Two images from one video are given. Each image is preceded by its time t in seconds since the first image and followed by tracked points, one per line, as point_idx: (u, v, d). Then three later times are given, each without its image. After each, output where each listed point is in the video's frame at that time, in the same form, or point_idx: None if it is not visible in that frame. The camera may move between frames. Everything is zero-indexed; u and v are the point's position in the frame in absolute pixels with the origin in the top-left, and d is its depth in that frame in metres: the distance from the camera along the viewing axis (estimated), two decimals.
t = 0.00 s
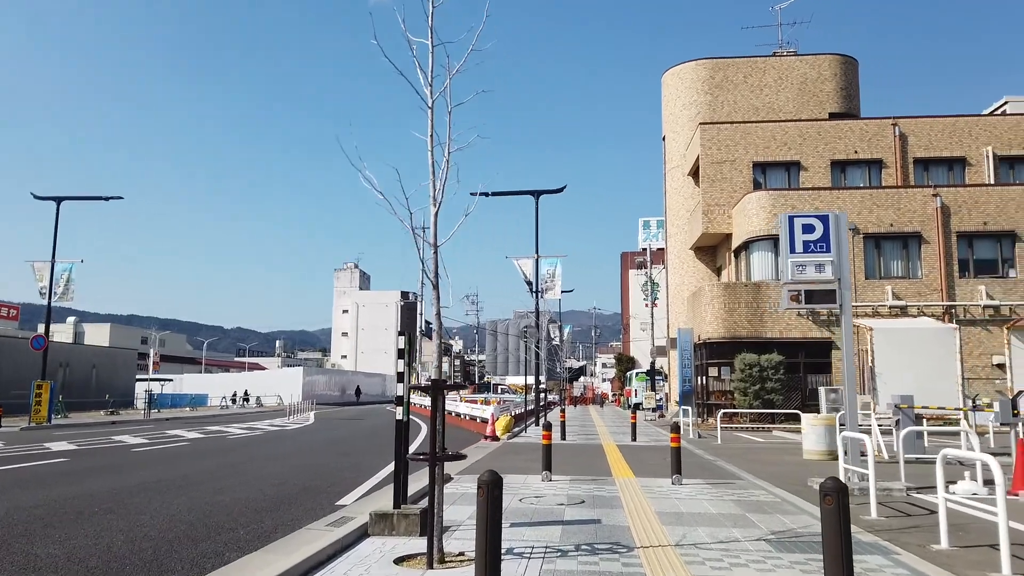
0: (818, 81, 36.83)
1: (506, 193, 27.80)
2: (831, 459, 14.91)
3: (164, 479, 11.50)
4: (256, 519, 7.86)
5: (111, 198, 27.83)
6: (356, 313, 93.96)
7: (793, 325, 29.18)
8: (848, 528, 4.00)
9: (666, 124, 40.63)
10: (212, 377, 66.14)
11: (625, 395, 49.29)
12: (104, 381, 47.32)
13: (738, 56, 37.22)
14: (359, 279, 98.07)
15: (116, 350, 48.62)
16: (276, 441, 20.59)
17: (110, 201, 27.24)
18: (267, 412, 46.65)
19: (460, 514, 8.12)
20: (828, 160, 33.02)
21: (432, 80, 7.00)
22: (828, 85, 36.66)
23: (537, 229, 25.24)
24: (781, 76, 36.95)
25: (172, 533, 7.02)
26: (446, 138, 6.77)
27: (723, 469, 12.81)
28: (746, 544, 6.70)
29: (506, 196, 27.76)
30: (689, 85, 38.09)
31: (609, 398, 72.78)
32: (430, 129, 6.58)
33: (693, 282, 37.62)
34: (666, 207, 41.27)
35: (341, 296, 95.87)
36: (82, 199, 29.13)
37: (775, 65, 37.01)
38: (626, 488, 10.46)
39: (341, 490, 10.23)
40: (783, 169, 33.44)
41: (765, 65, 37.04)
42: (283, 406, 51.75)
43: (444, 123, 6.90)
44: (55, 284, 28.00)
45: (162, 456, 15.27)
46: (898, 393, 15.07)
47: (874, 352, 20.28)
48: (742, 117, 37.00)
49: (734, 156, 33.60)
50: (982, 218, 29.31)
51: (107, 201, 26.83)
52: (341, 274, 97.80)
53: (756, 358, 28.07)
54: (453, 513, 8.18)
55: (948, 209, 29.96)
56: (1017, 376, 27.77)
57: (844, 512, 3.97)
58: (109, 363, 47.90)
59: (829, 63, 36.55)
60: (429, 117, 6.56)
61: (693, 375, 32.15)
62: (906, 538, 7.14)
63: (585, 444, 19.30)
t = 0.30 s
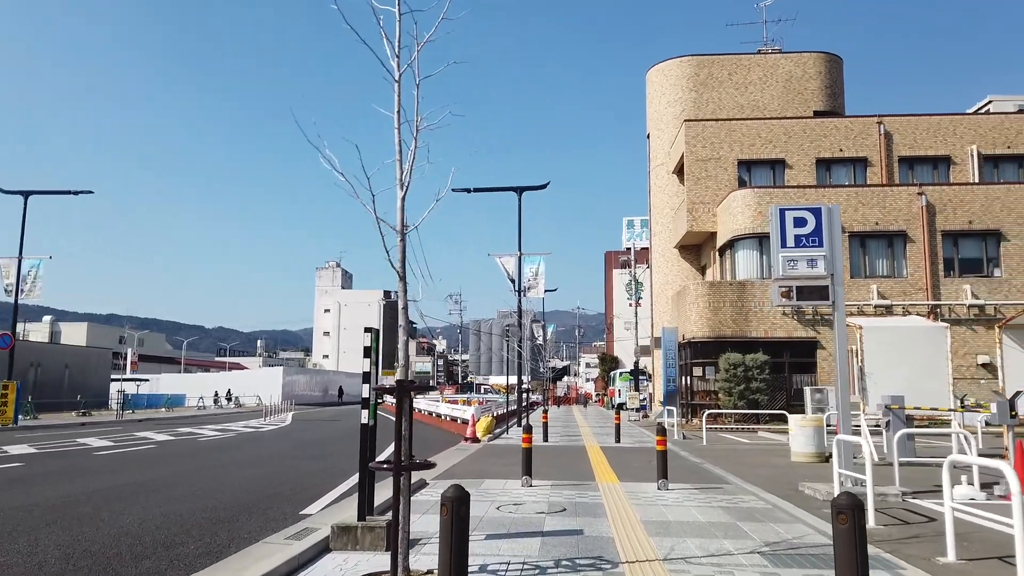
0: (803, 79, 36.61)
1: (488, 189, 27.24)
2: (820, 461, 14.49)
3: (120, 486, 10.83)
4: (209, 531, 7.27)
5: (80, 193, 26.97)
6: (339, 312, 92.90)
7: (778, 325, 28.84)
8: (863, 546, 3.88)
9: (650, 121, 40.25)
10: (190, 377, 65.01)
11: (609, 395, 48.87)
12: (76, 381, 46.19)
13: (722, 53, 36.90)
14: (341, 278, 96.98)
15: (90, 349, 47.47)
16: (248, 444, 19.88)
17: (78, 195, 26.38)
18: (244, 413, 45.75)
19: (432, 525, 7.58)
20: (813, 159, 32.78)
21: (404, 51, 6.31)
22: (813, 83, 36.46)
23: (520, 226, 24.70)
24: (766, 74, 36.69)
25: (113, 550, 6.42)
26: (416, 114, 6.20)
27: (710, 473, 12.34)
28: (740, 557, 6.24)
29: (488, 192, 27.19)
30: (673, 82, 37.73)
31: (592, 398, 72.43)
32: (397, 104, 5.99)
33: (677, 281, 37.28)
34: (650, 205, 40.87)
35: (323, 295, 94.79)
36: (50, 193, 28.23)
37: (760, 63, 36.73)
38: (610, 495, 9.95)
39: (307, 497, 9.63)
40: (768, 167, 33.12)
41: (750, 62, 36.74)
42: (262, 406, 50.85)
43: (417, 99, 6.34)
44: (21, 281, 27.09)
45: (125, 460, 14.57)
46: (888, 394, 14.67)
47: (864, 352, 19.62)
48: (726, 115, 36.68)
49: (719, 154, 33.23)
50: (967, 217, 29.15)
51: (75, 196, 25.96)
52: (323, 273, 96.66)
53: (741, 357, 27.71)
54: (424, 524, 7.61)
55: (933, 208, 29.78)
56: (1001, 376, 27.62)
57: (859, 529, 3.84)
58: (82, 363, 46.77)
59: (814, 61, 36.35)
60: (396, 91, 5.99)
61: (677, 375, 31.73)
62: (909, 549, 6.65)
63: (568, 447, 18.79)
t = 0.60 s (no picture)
0: (793, 75, 36.27)
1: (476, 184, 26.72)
2: (818, 461, 14.06)
3: (84, 488, 10.23)
4: (170, 538, 6.72)
5: (55, 187, 26.29)
6: (325, 312, 92.15)
7: (770, 323, 28.44)
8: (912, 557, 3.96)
9: (640, 118, 39.83)
10: (174, 377, 64.14)
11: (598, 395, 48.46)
12: (56, 381, 45.31)
13: (713, 49, 36.50)
14: (328, 277, 96.13)
15: (70, 348, 46.59)
16: (227, 445, 19.25)
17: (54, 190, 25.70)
18: (229, 413, 45.00)
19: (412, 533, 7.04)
20: (804, 155, 32.43)
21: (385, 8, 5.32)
22: (804, 79, 36.13)
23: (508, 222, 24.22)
24: (757, 70, 36.32)
25: (60, 563, 5.87)
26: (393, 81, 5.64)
27: (706, 474, 11.86)
28: (747, 567, 5.74)
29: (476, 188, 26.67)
30: (663, 78, 37.29)
31: (581, 397, 72.08)
32: (371, 68, 5.42)
33: (667, 279, 36.87)
34: (640, 203, 40.41)
35: (310, 294, 93.91)
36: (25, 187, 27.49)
37: (750, 59, 36.37)
38: (602, 497, 9.44)
39: (281, 501, 9.06)
40: (759, 164, 32.76)
41: (741, 59, 36.36)
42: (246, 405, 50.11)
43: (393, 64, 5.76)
44: None
45: (94, 462, 13.95)
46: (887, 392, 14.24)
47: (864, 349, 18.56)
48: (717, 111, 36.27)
49: (709, 150, 32.79)
50: (960, 214, 28.88)
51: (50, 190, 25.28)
52: (310, 272, 95.80)
53: (732, 355, 27.30)
54: (405, 532, 7.04)
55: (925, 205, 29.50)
56: (994, 375, 27.35)
57: (903, 539, 3.89)
58: (62, 362, 45.89)
59: (805, 57, 36.03)
60: (371, 54, 5.43)
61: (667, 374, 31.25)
62: (927, 558, 6.14)
63: (557, 447, 18.32)
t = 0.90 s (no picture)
0: (791, 71, 35.79)
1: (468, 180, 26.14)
2: (820, 465, 13.54)
3: (49, 496, 9.65)
4: (125, 556, 6.16)
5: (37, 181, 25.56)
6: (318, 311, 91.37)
7: (767, 322, 27.98)
8: None
9: (635, 114, 39.31)
10: (164, 376, 63.32)
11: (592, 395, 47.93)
12: (42, 380, 44.51)
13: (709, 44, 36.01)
14: (320, 276, 95.29)
15: (56, 347, 45.77)
16: (209, 446, 18.63)
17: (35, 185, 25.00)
18: (218, 413, 44.28)
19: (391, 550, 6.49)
20: (802, 152, 31.95)
21: None
22: (801, 76, 35.65)
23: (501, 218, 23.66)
24: (754, 66, 35.84)
25: None
26: (365, 58, 5.15)
27: (707, 480, 11.35)
28: None
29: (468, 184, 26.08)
30: (659, 74, 36.79)
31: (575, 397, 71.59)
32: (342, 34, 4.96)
33: (663, 278, 36.37)
34: (635, 201, 39.90)
35: (302, 293, 93.01)
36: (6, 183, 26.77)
37: (747, 55, 35.90)
38: (599, 507, 8.90)
39: (256, 511, 8.50)
40: (756, 161, 32.29)
41: (738, 55, 35.89)
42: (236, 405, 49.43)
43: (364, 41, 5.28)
44: None
45: (68, 465, 13.35)
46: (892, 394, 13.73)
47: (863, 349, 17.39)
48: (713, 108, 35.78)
49: (706, 147, 32.30)
50: (960, 212, 28.45)
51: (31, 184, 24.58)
52: (303, 271, 94.87)
53: (730, 356, 26.80)
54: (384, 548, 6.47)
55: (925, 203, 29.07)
56: (995, 376, 26.92)
57: None
58: (48, 361, 45.06)
59: (802, 53, 35.56)
60: (340, 25, 4.95)
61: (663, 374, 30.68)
62: None
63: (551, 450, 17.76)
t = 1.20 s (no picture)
0: (786, 67, 35.37)
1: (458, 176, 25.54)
2: (820, 468, 13.06)
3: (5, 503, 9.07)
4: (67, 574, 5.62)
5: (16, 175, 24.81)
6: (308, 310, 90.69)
7: (762, 321, 27.53)
8: None
9: (629, 111, 38.82)
10: (151, 376, 62.51)
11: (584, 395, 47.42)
12: (25, 378, 43.63)
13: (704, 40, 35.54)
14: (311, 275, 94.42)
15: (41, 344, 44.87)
16: (187, 449, 17.99)
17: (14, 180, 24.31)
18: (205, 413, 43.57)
19: (363, 565, 5.96)
20: (798, 148, 31.49)
21: None
22: (796, 72, 35.23)
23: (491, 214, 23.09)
24: (748, 61, 35.39)
25: None
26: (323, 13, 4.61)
27: (704, 485, 10.85)
28: None
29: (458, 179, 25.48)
30: (653, 69, 36.28)
31: (567, 397, 71.09)
32: None
33: (656, 276, 35.88)
34: (628, 198, 39.40)
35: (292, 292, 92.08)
36: None
37: (742, 51, 35.45)
38: (589, 514, 8.36)
39: (223, 522, 7.94)
40: (751, 157, 31.82)
41: (732, 50, 35.42)
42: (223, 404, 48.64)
43: None
44: None
45: (36, 470, 12.75)
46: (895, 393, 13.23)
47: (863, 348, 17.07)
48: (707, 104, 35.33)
49: (700, 143, 31.81)
50: (957, 210, 28.03)
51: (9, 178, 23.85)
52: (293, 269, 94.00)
53: (724, 355, 26.30)
54: (355, 565, 5.89)
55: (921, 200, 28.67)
56: (993, 375, 26.51)
57: None
58: (32, 358, 44.15)
59: (798, 49, 35.14)
60: None
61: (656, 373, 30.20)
62: None
63: (542, 451, 17.23)
